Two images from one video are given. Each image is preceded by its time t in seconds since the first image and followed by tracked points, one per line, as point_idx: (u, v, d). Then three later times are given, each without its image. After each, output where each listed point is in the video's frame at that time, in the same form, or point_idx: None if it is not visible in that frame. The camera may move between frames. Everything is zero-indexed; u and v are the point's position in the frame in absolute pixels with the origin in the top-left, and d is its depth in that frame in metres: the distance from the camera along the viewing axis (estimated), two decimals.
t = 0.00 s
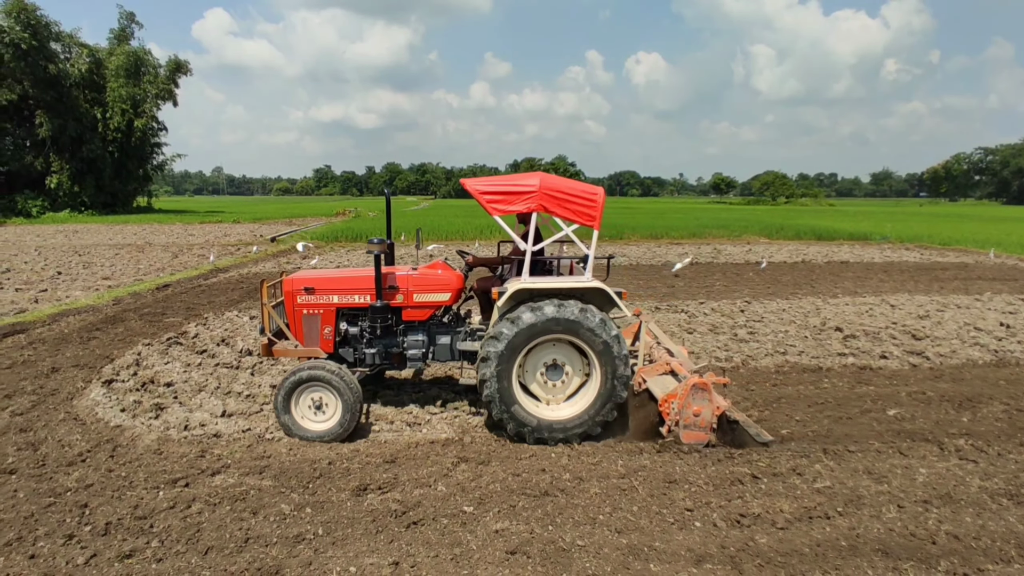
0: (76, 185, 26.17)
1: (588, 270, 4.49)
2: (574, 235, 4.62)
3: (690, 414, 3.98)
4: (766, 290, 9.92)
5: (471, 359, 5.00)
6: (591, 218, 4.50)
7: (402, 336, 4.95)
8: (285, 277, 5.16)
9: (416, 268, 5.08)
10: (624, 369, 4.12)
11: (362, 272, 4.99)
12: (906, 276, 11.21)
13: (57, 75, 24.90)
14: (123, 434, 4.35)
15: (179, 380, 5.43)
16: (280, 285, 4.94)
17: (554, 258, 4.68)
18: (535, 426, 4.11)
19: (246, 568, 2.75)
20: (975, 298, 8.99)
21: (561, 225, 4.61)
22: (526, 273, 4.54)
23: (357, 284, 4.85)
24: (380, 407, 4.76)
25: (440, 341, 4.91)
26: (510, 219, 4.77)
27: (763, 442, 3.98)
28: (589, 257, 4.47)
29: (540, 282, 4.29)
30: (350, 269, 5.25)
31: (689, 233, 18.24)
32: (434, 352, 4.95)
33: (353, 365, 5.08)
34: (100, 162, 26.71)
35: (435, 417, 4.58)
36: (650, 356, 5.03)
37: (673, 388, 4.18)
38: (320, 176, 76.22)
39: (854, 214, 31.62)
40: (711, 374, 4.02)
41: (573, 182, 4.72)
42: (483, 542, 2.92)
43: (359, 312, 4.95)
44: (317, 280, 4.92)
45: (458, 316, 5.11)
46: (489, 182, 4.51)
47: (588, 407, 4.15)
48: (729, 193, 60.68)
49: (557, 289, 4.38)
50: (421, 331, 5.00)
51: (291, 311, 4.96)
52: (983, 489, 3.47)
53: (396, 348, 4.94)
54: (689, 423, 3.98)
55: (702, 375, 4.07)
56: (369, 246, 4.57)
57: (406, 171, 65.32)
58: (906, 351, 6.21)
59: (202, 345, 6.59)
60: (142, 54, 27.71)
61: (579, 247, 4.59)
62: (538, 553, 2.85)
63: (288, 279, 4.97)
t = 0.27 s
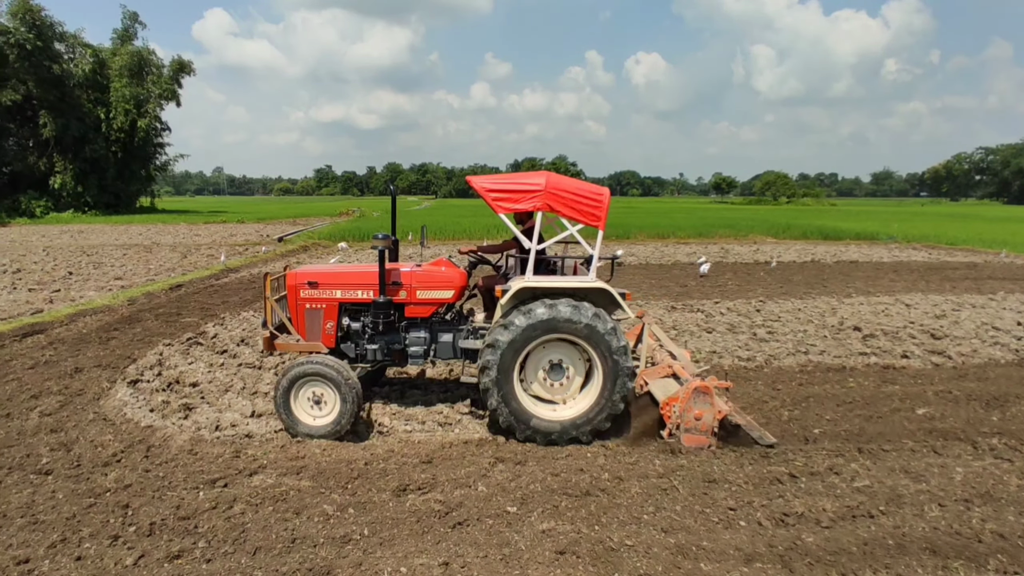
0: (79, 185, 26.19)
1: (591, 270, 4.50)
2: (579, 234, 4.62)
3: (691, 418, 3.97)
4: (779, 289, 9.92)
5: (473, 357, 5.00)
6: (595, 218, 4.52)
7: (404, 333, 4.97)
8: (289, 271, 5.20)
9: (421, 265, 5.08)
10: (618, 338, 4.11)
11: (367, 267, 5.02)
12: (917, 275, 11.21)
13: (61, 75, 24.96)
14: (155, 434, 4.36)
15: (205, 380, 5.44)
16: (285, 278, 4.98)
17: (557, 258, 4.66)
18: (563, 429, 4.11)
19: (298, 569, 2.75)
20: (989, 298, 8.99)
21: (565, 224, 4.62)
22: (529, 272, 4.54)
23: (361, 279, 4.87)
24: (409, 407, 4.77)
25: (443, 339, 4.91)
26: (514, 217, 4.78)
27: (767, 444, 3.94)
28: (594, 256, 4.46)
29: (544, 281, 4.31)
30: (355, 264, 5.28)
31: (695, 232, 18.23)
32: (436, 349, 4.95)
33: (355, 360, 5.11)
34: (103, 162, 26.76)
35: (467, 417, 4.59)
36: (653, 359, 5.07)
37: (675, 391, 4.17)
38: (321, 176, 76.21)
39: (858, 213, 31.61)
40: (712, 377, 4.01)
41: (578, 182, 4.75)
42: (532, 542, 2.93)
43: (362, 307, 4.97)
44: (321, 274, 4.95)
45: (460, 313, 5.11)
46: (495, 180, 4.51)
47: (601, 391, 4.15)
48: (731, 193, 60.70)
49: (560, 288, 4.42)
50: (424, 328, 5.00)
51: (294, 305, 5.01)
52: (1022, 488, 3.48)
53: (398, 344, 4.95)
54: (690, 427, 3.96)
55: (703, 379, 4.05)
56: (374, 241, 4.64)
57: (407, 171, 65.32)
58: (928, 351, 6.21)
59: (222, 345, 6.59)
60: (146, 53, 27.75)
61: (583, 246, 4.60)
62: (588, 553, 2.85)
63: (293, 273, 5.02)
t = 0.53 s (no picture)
0: (85, 186, 26.30)
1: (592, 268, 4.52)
2: (581, 232, 4.61)
3: (691, 416, 3.96)
4: (793, 289, 9.95)
5: (475, 356, 5.01)
6: (597, 216, 4.51)
7: (406, 331, 4.99)
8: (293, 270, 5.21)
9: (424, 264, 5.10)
10: (595, 313, 4.09)
11: (370, 266, 5.03)
12: (929, 275, 11.22)
13: (67, 76, 25.09)
14: (190, 433, 4.38)
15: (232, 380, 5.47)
16: (288, 276, 5.00)
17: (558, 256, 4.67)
18: (589, 417, 4.14)
19: (352, 567, 2.77)
20: (1005, 297, 9.01)
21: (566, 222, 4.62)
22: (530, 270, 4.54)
23: (364, 278, 4.88)
24: (440, 407, 4.80)
25: (445, 338, 4.92)
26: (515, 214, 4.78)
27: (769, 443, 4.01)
28: (596, 255, 4.47)
29: (546, 278, 4.35)
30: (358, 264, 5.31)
31: (703, 232, 18.24)
32: (438, 348, 4.96)
33: (358, 359, 5.12)
34: (108, 162, 26.90)
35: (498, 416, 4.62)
36: (654, 357, 4.95)
37: (675, 389, 4.15)
38: (322, 176, 76.33)
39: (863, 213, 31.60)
40: (713, 376, 4.01)
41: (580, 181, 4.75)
42: (582, 539, 2.96)
43: (365, 306, 4.99)
44: (325, 273, 4.96)
45: (463, 313, 5.15)
46: (498, 178, 4.50)
47: (604, 371, 4.14)
48: (733, 193, 60.75)
49: (562, 286, 4.46)
50: (426, 326, 5.02)
51: (298, 303, 5.03)
52: None
53: (401, 343, 4.96)
54: (690, 424, 3.96)
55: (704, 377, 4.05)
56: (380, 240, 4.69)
57: (408, 171, 65.40)
58: (950, 351, 6.23)
59: (244, 345, 6.61)
60: (151, 54, 27.82)
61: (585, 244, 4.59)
62: (638, 550, 2.88)
63: (297, 271, 5.05)
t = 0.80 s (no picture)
0: (94, 185, 26.44)
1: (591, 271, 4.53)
2: (580, 235, 4.59)
3: (690, 416, 3.99)
4: (809, 291, 9.98)
5: (476, 357, 5.06)
6: (595, 218, 4.48)
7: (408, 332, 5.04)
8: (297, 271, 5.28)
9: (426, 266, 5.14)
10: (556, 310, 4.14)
11: (372, 268, 5.08)
12: (944, 278, 11.25)
13: (78, 76, 25.26)
14: (227, 431, 4.43)
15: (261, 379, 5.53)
16: (292, 278, 5.07)
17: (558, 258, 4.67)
18: (608, 399, 4.19)
19: (406, 565, 2.81)
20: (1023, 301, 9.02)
21: (565, 224, 4.60)
22: (529, 273, 4.53)
23: (366, 280, 4.94)
24: (470, 407, 4.85)
25: (446, 338, 4.98)
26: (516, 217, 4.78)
27: (765, 446, 3.96)
28: (595, 259, 4.48)
29: (546, 282, 4.38)
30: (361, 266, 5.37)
31: (713, 234, 18.26)
32: (439, 349, 5.00)
33: (360, 360, 5.17)
34: (118, 161, 27.05)
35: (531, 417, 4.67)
36: (654, 359, 4.91)
37: (675, 389, 4.17)
38: (327, 176, 76.46)
39: (871, 216, 31.55)
40: (714, 377, 4.01)
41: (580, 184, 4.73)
42: (630, 540, 3.00)
43: (368, 307, 5.04)
44: (328, 274, 5.02)
45: (464, 314, 5.21)
46: (497, 182, 4.52)
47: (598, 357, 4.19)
48: (738, 195, 60.73)
49: (560, 289, 4.50)
50: (428, 328, 5.07)
51: (302, 305, 5.09)
52: None
53: (403, 344, 5.00)
54: (689, 425, 3.99)
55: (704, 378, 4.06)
56: (381, 243, 4.60)
57: (413, 171, 65.49)
58: (973, 354, 6.26)
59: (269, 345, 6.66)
60: (162, 54, 28.02)
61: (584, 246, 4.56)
62: (687, 550, 2.91)
63: (300, 273, 5.11)
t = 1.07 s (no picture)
0: (104, 185, 26.54)
1: (586, 271, 4.50)
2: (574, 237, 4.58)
3: (687, 418, 3.95)
4: (825, 292, 9.97)
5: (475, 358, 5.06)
6: (588, 219, 4.48)
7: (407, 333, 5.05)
8: (298, 273, 5.35)
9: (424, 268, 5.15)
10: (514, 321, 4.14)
11: (370, 270, 5.11)
12: (959, 280, 11.23)
13: (88, 76, 25.40)
14: (261, 430, 4.45)
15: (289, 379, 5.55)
16: (293, 282, 5.14)
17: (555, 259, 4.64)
18: (610, 371, 4.15)
19: (456, 562, 2.82)
20: None
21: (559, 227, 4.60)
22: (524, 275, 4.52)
23: (364, 282, 4.97)
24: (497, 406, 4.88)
25: (445, 340, 4.98)
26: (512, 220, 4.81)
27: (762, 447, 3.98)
28: (589, 260, 4.47)
29: (541, 283, 4.38)
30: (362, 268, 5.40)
31: (724, 235, 18.25)
32: (439, 350, 5.02)
33: (361, 361, 5.21)
34: (126, 161, 27.16)
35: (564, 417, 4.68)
36: (654, 359, 5.05)
37: (673, 391, 4.17)
38: (332, 177, 76.56)
39: (879, 217, 31.47)
40: (711, 378, 4.00)
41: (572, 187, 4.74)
42: (677, 539, 3.01)
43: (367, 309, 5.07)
44: (327, 277, 5.07)
45: (463, 314, 5.20)
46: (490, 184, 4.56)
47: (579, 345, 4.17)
48: (744, 196, 60.65)
49: (555, 291, 4.47)
50: (427, 329, 5.08)
51: (302, 307, 5.15)
52: None
53: (402, 345, 5.02)
54: (686, 427, 3.95)
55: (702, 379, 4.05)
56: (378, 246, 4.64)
57: (418, 172, 65.58)
58: (997, 356, 6.26)
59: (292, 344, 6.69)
60: (172, 54, 28.15)
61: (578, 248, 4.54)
62: (734, 549, 2.93)
63: (301, 276, 5.17)
